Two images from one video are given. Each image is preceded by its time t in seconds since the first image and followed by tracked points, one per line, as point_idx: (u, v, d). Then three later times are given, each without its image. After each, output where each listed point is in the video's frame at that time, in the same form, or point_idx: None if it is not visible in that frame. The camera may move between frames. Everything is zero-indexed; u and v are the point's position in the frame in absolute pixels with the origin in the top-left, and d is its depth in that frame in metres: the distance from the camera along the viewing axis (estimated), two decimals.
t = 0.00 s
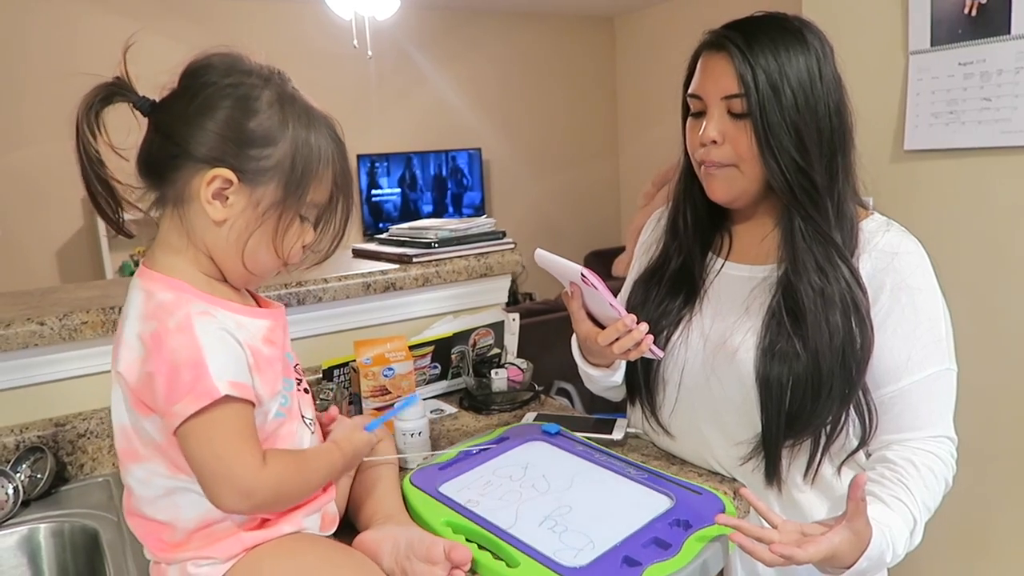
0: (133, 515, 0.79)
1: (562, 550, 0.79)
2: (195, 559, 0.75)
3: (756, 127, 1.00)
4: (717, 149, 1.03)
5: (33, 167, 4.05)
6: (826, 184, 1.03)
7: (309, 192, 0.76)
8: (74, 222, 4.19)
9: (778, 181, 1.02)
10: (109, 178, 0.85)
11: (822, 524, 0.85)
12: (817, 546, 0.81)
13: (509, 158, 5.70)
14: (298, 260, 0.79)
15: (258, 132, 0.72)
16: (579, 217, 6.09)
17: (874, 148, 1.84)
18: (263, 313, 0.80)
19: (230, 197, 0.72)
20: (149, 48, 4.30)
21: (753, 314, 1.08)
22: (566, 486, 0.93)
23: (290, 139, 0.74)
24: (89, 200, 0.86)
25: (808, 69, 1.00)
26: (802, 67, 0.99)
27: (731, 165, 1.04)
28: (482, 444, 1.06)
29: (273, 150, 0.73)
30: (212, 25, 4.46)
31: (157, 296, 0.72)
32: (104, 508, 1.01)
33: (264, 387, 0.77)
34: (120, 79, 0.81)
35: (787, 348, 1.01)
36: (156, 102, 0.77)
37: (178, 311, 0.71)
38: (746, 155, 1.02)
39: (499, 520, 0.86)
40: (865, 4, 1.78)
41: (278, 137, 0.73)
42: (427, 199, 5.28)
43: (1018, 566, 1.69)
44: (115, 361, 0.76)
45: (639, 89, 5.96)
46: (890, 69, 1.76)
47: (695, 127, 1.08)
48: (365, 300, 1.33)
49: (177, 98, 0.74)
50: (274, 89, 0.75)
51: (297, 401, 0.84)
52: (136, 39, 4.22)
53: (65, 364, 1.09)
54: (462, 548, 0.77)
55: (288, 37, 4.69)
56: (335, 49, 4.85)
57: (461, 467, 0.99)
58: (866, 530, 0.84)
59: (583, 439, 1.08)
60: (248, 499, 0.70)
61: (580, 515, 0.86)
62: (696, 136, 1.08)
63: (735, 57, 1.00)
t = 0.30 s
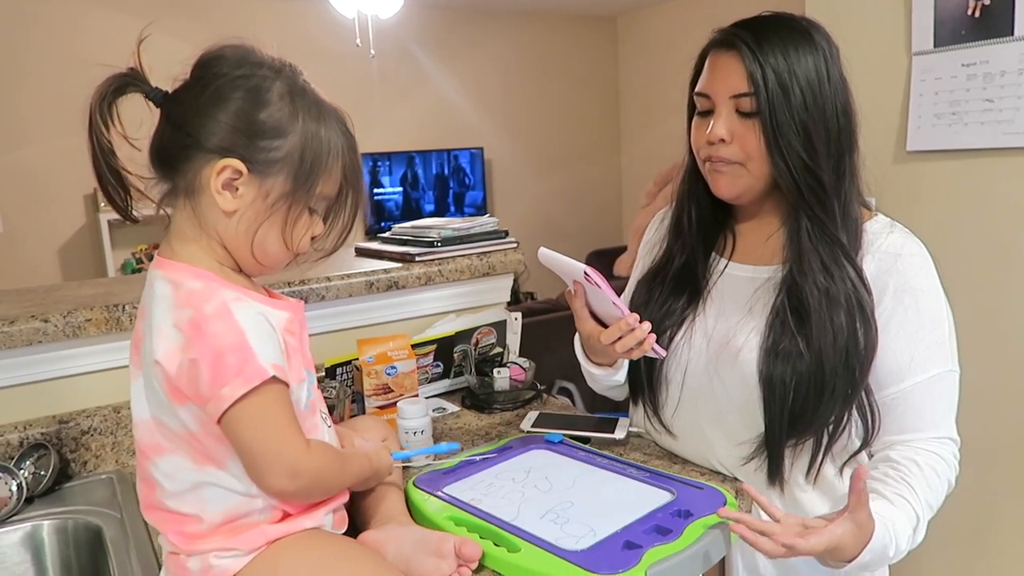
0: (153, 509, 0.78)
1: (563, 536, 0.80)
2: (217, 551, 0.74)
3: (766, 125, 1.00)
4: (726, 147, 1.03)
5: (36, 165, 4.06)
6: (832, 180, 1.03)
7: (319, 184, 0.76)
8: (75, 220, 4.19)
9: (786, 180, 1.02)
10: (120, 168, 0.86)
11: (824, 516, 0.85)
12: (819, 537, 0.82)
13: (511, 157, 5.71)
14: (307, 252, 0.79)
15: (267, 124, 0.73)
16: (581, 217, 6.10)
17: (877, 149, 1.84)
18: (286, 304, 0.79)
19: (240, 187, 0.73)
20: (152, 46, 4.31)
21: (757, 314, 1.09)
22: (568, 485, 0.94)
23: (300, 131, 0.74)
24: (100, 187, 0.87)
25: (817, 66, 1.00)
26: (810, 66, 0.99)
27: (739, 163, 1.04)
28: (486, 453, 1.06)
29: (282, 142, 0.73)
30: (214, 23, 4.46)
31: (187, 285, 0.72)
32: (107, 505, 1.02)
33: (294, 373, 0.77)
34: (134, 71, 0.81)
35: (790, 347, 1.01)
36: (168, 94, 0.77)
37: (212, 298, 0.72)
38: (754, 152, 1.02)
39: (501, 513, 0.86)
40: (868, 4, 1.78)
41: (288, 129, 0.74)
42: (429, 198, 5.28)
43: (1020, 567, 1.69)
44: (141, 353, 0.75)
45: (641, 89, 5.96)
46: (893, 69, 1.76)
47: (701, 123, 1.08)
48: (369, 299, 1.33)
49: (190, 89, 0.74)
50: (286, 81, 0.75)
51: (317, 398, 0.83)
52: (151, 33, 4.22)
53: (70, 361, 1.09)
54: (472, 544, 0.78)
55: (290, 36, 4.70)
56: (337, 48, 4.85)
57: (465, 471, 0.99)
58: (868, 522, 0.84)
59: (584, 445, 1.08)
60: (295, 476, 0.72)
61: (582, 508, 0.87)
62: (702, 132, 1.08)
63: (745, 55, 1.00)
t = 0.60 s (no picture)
0: (173, 499, 0.78)
1: (564, 536, 0.80)
2: (237, 540, 0.75)
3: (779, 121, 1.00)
4: (738, 143, 1.02)
5: (37, 164, 4.07)
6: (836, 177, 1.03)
7: (327, 176, 0.77)
8: (76, 220, 4.20)
9: (798, 176, 1.02)
10: (132, 162, 0.85)
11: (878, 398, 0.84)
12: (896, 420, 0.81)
13: (512, 157, 5.71)
14: (317, 243, 0.80)
15: (276, 116, 0.73)
16: (582, 217, 6.10)
17: (877, 150, 1.84)
18: (302, 295, 0.79)
19: (250, 180, 0.74)
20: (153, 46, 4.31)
21: (757, 316, 1.09)
22: (569, 485, 0.94)
23: (308, 122, 0.75)
24: (114, 185, 0.86)
25: (824, 61, 1.01)
26: (818, 65, 1.00)
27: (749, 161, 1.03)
28: (487, 452, 1.06)
29: (291, 134, 0.74)
30: (216, 23, 4.47)
31: (211, 274, 0.73)
32: (108, 503, 1.02)
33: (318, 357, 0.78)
34: (145, 65, 0.81)
35: (792, 346, 1.02)
36: (179, 88, 0.78)
37: (237, 284, 0.73)
38: (767, 149, 1.02)
39: (502, 513, 0.86)
40: (869, 5, 1.78)
41: (297, 121, 0.74)
42: (430, 198, 5.29)
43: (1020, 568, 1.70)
44: (166, 343, 0.76)
45: (642, 89, 5.96)
46: (893, 70, 1.77)
47: (709, 119, 1.08)
48: (371, 299, 1.33)
49: (200, 82, 0.75)
50: (293, 73, 0.75)
51: (340, 388, 0.84)
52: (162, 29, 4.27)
53: (72, 360, 1.10)
54: (475, 543, 0.79)
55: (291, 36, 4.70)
56: (338, 47, 4.86)
57: (466, 471, 1.00)
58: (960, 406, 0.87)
59: (584, 444, 1.09)
60: (327, 455, 0.73)
61: (582, 508, 0.87)
62: (710, 128, 1.07)
63: (761, 48, 1.00)
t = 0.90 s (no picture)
0: (178, 499, 0.78)
1: (564, 537, 0.80)
2: (243, 539, 0.75)
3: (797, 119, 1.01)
4: (754, 141, 1.02)
5: (38, 165, 4.07)
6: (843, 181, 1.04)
7: (342, 183, 0.78)
8: (77, 220, 4.21)
9: (814, 171, 1.03)
10: (149, 159, 0.86)
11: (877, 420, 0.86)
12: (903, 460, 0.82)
13: (512, 158, 5.71)
14: (326, 249, 0.81)
15: (294, 123, 0.74)
16: (582, 218, 6.10)
17: (877, 152, 1.84)
18: (308, 296, 0.79)
19: (265, 183, 0.74)
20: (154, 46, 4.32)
21: (756, 318, 1.09)
22: (569, 486, 0.94)
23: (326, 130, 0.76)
24: (129, 180, 0.86)
25: (837, 69, 1.03)
26: (828, 69, 1.01)
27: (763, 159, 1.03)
28: (487, 453, 1.06)
29: (309, 140, 0.75)
30: (216, 24, 4.47)
31: (222, 275, 0.74)
32: (110, 504, 1.02)
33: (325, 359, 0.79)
34: (161, 62, 0.82)
35: (794, 345, 1.02)
36: (196, 87, 0.78)
37: (248, 285, 0.73)
38: (784, 147, 1.02)
39: (503, 513, 0.87)
40: (869, 7, 1.79)
41: (315, 127, 0.75)
42: (430, 199, 5.29)
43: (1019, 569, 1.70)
44: (173, 344, 0.76)
45: (642, 90, 5.97)
46: (893, 72, 1.77)
47: (719, 115, 1.08)
48: (373, 300, 1.34)
49: (220, 83, 0.75)
50: (314, 81, 0.76)
51: (341, 389, 0.84)
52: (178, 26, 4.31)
53: (74, 361, 1.10)
54: (476, 543, 0.80)
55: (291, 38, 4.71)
56: (339, 49, 4.86)
57: (467, 471, 1.00)
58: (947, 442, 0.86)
59: (585, 446, 1.09)
60: (330, 457, 0.73)
61: (583, 509, 0.87)
62: (720, 124, 1.07)
63: (784, 43, 1.01)
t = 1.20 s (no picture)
0: (186, 496, 0.78)
1: (565, 538, 0.80)
2: (250, 536, 0.75)
3: (802, 124, 1.02)
4: (760, 143, 1.02)
5: (42, 165, 4.08)
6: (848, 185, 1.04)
7: (351, 186, 0.78)
8: (81, 220, 4.22)
9: (819, 173, 1.03)
10: (159, 153, 0.86)
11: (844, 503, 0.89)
12: (869, 561, 0.84)
13: (515, 160, 5.71)
14: (331, 250, 0.81)
15: (306, 125, 0.74)
16: (585, 219, 6.10)
17: (880, 154, 1.84)
18: (314, 296, 0.79)
19: (275, 183, 0.75)
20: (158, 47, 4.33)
21: (758, 320, 1.08)
22: (571, 487, 0.94)
23: (337, 133, 0.76)
24: (137, 171, 0.87)
25: (843, 72, 1.03)
26: (834, 72, 1.02)
27: (769, 162, 1.03)
28: (488, 454, 1.06)
29: (320, 142, 0.75)
30: (220, 26, 4.48)
31: (229, 274, 0.74)
32: (111, 503, 1.02)
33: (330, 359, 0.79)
34: (174, 56, 0.82)
35: (797, 348, 1.02)
36: (207, 84, 0.78)
37: (255, 284, 0.74)
38: (790, 150, 1.02)
39: (504, 514, 0.87)
40: (872, 10, 1.79)
41: (327, 130, 0.76)
42: (433, 200, 5.29)
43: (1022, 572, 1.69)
44: (180, 342, 0.77)
45: (646, 92, 5.96)
46: (896, 74, 1.77)
47: (723, 117, 1.08)
48: (376, 300, 1.34)
49: (233, 82, 0.76)
50: (327, 84, 0.77)
51: (347, 390, 0.83)
52: (191, 25, 4.35)
53: (77, 360, 1.10)
54: (477, 543, 0.80)
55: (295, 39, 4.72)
56: (342, 50, 4.87)
57: (469, 472, 1.00)
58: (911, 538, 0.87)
59: (586, 447, 1.09)
60: (335, 456, 0.74)
61: (584, 510, 0.87)
62: (724, 125, 1.07)
63: (790, 45, 1.01)
